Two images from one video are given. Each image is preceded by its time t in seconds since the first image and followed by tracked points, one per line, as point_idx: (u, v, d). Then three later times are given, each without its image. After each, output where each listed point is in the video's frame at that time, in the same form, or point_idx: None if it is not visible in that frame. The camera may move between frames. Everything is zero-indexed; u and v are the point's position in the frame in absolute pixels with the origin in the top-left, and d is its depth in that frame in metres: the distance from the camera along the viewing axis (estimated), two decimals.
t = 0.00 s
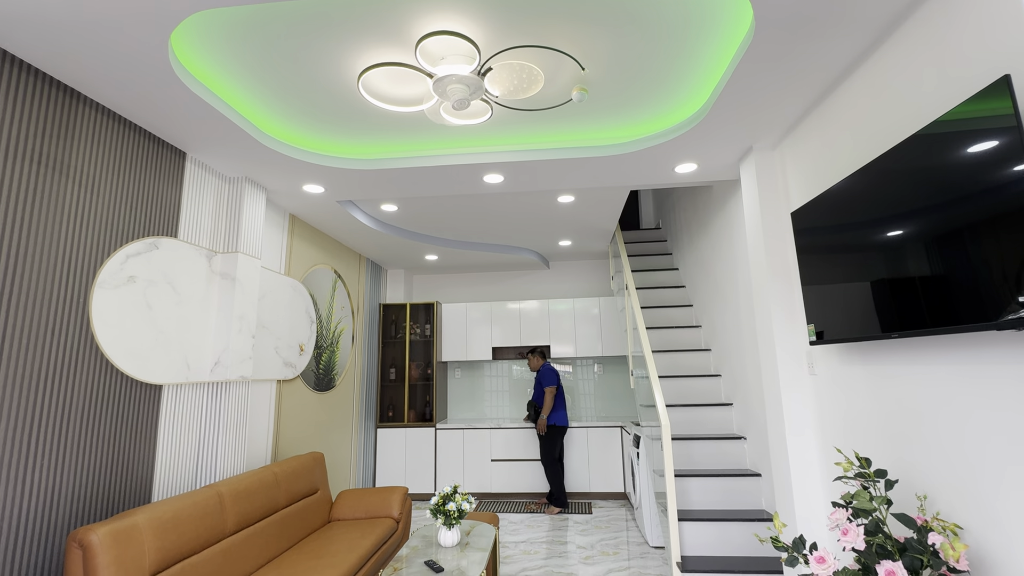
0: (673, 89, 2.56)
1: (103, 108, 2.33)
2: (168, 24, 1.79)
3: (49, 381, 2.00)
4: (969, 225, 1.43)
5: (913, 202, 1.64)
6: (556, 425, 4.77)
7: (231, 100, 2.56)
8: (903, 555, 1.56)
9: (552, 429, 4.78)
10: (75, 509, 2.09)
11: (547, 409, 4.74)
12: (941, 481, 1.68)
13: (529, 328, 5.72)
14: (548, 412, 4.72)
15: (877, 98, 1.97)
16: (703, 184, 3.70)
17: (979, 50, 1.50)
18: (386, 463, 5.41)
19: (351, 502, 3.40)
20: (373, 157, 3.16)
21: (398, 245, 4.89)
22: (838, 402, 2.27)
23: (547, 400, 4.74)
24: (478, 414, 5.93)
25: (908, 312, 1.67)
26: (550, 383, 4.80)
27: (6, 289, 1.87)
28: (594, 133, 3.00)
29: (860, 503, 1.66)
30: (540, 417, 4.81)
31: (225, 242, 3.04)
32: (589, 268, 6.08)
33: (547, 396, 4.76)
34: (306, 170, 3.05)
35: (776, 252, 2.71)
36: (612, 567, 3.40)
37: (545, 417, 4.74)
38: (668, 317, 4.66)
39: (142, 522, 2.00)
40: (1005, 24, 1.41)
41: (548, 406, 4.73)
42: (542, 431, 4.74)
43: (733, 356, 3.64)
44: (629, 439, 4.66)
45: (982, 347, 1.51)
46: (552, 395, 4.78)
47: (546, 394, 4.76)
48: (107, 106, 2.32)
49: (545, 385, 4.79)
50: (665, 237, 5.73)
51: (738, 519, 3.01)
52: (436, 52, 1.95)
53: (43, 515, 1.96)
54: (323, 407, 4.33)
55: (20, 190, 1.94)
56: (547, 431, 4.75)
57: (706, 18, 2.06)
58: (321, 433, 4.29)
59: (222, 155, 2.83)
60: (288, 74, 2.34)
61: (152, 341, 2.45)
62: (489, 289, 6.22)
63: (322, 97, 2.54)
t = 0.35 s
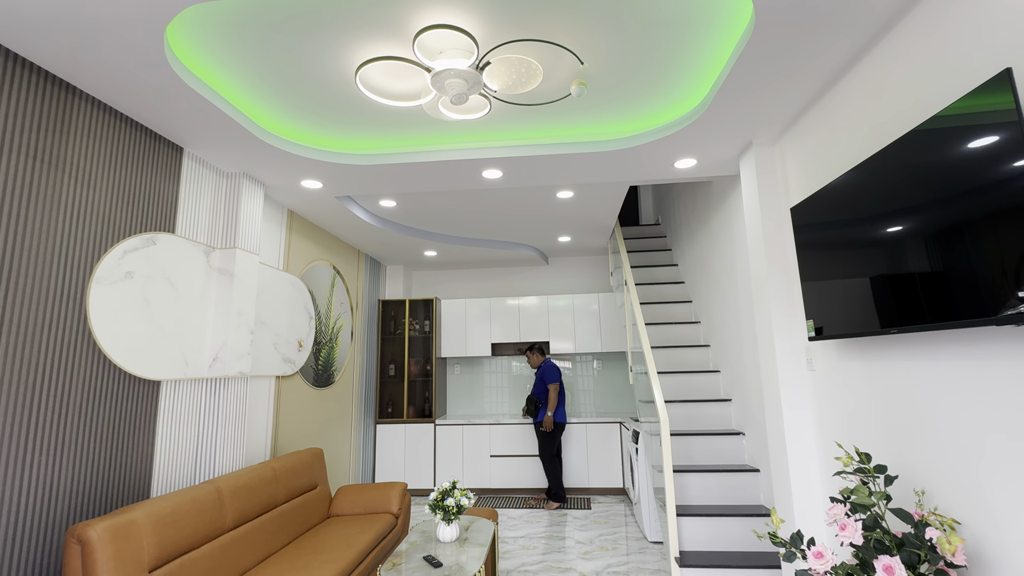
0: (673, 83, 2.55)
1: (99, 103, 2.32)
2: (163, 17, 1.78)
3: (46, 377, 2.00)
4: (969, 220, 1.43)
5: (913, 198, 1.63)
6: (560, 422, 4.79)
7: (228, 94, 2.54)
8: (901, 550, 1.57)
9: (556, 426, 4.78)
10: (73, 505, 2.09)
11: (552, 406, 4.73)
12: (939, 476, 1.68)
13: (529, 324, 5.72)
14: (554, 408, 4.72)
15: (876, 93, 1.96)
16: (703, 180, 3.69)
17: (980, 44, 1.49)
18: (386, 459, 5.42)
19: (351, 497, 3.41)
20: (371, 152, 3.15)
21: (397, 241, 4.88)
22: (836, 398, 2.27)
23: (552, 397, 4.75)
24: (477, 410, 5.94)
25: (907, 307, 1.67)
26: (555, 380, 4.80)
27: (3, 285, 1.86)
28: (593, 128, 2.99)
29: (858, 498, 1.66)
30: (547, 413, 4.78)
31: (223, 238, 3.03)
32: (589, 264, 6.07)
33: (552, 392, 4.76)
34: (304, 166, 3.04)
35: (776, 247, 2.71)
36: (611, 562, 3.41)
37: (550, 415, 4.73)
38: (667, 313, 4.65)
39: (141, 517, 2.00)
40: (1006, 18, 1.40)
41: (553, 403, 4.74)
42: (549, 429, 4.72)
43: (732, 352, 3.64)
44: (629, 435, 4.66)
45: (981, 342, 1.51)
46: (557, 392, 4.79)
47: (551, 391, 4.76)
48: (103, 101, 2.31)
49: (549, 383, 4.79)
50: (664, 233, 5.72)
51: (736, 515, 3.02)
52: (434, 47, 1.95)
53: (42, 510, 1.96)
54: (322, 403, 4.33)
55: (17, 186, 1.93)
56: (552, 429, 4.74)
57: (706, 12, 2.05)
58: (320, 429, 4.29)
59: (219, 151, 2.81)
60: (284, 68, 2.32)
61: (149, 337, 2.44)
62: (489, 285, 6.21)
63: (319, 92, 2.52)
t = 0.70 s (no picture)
0: (671, 80, 2.54)
1: (97, 100, 2.31)
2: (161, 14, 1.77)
3: (46, 373, 2.00)
4: (967, 217, 1.43)
5: (912, 195, 1.63)
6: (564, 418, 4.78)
7: (226, 91, 2.54)
8: (895, 545, 1.58)
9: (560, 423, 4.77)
10: (74, 500, 2.10)
11: (554, 402, 4.74)
12: (935, 472, 1.69)
13: (528, 321, 5.73)
14: (555, 405, 4.73)
15: (875, 90, 1.95)
16: (702, 176, 3.68)
17: (978, 40, 1.49)
18: (385, 455, 5.44)
19: (351, 493, 3.43)
20: (369, 149, 3.14)
21: (396, 237, 4.88)
22: (833, 394, 2.28)
23: (553, 393, 4.77)
24: (477, 406, 5.96)
25: (905, 304, 1.68)
26: (555, 376, 4.83)
27: (5, 282, 1.88)
28: (592, 125, 2.98)
29: (853, 494, 1.68)
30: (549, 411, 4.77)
31: (222, 235, 3.04)
32: (588, 261, 6.07)
33: (552, 389, 4.79)
34: (302, 163, 3.04)
35: (774, 244, 2.71)
36: (610, 557, 3.43)
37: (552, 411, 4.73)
38: (666, 309, 4.66)
39: (141, 513, 2.01)
40: (1003, 15, 1.40)
41: (555, 399, 4.76)
42: (552, 425, 4.71)
43: (731, 348, 3.65)
44: (627, 430, 4.68)
45: (976, 339, 1.51)
46: (558, 388, 4.81)
47: (552, 387, 4.79)
48: (101, 98, 2.30)
49: (550, 379, 4.82)
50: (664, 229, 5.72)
51: (733, 510, 3.04)
52: (432, 43, 1.92)
53: (42, 506, 1.97)
54: (322, 399, 4.34)
55: (15, 183, 1.93)
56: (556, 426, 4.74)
57: (705, 8, 2.04)
58: (320, 425, 4.30)
59: (218, 147, 2.81)
60: (283, 64, 2.32)
61: (149, 333, 2.45)
62: (488, 281, 6.21)
63: (318, 89, 2.52)
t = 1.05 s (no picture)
0: (670, 76, 2.54)
1: (95, 96, 2.31)
2: (158, 11, 1.77)
3: (46, 370, 2.01)
4: (965, 214, 1.44)
5: (910, 192, 1.64)
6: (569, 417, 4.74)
7: (224, 88, 2.54)
8: (890, 540, 1.60)
9: (565, 423, 4.73)
10: (74, 496, 2.11)
11: (553, 405, 4.72)
12: (931, 468, 1.70)
13: (527, 317, 5.74)
14: (555, 405, 4.70)
15: (873, 87, 1.95)
16: (701, 173, 3.68)
17: (976, 38, 1.49)
18: (385, 451, 5.46)
19: (350, 488, 3.45)
20: (368, 146, 3.14)
21: (395, 234, 4.88)
22: (830, 391, 2.29)
23: (552, 394, 4.73)
24: (476, 402, 5.97)
25: (904, 301, 1.68)
26: (552, 377, 4.78)
27: (6, 280, 1.88)
28: (591, 121, 2.98)
29: (848, 490, 1.68)
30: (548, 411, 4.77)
31: (221, 231, 3.04)
32: (587, 258, 6.07)
33: (551, 390, 4.74)
34: (301, 159, 3.04)
35: (772, 241, 2.71)
36: (608, 552, 3.45)
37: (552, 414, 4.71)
38: (665, 306, 4.67)
39: (141, 508, 2.02)
40: (1001, 12, 1.40)
41: (553, 402, 4.73)
42: (552, 426, 4.72)
43: (729, 345, 3.66)
44: (626, 427, 4.70)
45: (972, 336, 1.52)
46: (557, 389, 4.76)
47: (550, 389, 4.75)
48: (99, 94, 2.30)
49: (548, 380, 4.76)
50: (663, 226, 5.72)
51: (730, 506, 3.06)
52: (431, 40, 1.92)
53: (43, 501, 1.98)
54: (321, 396, 4.35)
55: (13, 180, 1.93)
56: (559, 427, 4.72)
57: (703, 4, 2.04)
58: (320, 421, 4.32)
59: (216, 144, 2.81)
60: (281, 61, 2.32)
61: (149, 330, 2.45)
62: (487, 278, 6.21)
63: (316, 86, 2.51)
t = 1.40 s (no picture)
0: (670, 72, 2.53)
1: (94, 92, 2.30)
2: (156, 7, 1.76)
3: (47, 366, 2.02)
4: (965, 211, 1.44)
5: (911, 188, 1.64)
6: (581, 416, 4.68)
7: (223, 84, 2.53)
8: (889, 535, 1.59)
9: (577, 423, 4.66)
10: (75, 492, 2.12)
11: (556, 413, 4.70)
12: (929, 463, 1.70)
13: (527, 314, 5.74)
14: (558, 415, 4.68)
15: (874, 83, 1.95)
16: (701, 169, 3.67)
17: (977, 33, 1.48)
18: (385, 447, 5.47)
19: (351, 485, 3.45)
20: (367, 142, 3.13)
21: (395, 231, 4.87)
22: (829, 387, 2.30)
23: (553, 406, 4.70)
24: (476, 399, 5.98)
25: (903, 297, 1.68)
26: (551, 387, 4.73)
27: (6, 277, 1.88)
28: (592, 117, 2.97)
29: (848, 485, 1.69)
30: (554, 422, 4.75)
31: (221, 228, 3.03)
32: (587, 254, 6.07)
33: (551, 402, 4.71)
34: (300, 156, 3.04)
35: (772, 237, 2.71)
36: (608, 548, 3.47)
37: (559, 421, 4.73)
38: (664, 302, 4.67)
39: (142, 505, 2.03)
40: (1002, 8, 1.39)
41: (556, 411, 4.70)
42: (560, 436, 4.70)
43: (729, 341, 3.66)
44: (626, 423, 4.71)
45: (971, 332, 1.52)
46: (558, 398, 4.72)
47: (551, 400, 4.71)
48: (98, 91, 2.29)
49: (546, 392, 4.72)
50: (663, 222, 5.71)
51: (730, 501, 3.07)
52: (431, 35, 1.93)
53: (44, 498, 1.99)
54: (321, 392, 4.36)
55: (12, 176, 1.93)
56: (569, 428, 4.65)
57: None
58: (320, 418, 4.32)
59: (215, 140, 2.80)
60: (280, 57, 2.31)
61: (148, 327, 2.45)
62: (487, 275, 6.21)
63: (316, 82, 2.51)
